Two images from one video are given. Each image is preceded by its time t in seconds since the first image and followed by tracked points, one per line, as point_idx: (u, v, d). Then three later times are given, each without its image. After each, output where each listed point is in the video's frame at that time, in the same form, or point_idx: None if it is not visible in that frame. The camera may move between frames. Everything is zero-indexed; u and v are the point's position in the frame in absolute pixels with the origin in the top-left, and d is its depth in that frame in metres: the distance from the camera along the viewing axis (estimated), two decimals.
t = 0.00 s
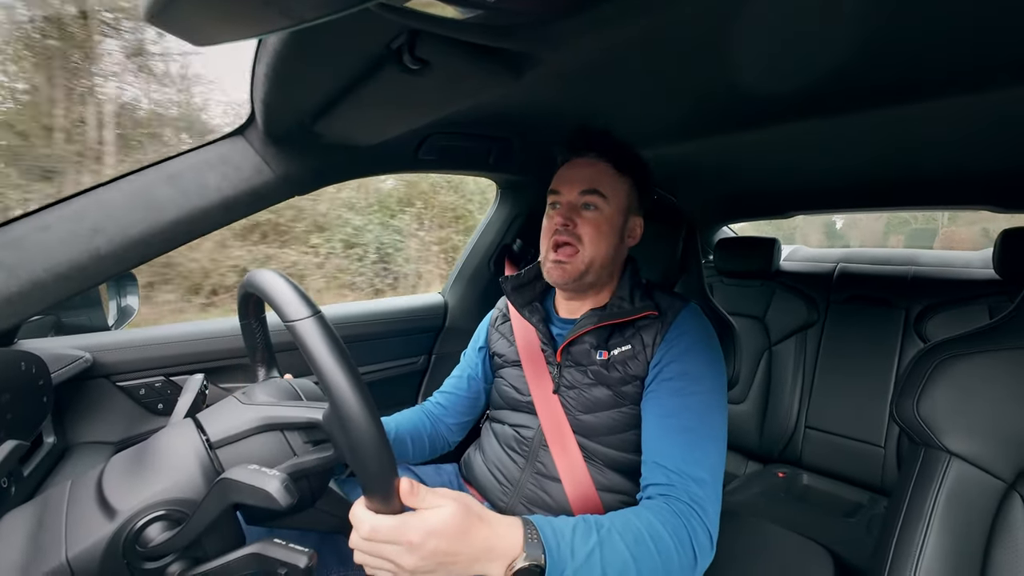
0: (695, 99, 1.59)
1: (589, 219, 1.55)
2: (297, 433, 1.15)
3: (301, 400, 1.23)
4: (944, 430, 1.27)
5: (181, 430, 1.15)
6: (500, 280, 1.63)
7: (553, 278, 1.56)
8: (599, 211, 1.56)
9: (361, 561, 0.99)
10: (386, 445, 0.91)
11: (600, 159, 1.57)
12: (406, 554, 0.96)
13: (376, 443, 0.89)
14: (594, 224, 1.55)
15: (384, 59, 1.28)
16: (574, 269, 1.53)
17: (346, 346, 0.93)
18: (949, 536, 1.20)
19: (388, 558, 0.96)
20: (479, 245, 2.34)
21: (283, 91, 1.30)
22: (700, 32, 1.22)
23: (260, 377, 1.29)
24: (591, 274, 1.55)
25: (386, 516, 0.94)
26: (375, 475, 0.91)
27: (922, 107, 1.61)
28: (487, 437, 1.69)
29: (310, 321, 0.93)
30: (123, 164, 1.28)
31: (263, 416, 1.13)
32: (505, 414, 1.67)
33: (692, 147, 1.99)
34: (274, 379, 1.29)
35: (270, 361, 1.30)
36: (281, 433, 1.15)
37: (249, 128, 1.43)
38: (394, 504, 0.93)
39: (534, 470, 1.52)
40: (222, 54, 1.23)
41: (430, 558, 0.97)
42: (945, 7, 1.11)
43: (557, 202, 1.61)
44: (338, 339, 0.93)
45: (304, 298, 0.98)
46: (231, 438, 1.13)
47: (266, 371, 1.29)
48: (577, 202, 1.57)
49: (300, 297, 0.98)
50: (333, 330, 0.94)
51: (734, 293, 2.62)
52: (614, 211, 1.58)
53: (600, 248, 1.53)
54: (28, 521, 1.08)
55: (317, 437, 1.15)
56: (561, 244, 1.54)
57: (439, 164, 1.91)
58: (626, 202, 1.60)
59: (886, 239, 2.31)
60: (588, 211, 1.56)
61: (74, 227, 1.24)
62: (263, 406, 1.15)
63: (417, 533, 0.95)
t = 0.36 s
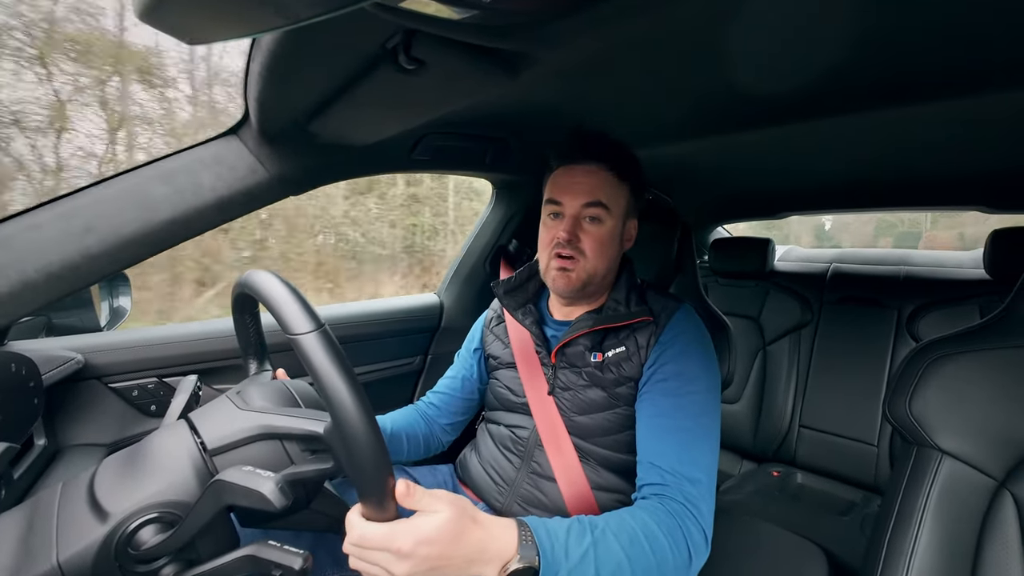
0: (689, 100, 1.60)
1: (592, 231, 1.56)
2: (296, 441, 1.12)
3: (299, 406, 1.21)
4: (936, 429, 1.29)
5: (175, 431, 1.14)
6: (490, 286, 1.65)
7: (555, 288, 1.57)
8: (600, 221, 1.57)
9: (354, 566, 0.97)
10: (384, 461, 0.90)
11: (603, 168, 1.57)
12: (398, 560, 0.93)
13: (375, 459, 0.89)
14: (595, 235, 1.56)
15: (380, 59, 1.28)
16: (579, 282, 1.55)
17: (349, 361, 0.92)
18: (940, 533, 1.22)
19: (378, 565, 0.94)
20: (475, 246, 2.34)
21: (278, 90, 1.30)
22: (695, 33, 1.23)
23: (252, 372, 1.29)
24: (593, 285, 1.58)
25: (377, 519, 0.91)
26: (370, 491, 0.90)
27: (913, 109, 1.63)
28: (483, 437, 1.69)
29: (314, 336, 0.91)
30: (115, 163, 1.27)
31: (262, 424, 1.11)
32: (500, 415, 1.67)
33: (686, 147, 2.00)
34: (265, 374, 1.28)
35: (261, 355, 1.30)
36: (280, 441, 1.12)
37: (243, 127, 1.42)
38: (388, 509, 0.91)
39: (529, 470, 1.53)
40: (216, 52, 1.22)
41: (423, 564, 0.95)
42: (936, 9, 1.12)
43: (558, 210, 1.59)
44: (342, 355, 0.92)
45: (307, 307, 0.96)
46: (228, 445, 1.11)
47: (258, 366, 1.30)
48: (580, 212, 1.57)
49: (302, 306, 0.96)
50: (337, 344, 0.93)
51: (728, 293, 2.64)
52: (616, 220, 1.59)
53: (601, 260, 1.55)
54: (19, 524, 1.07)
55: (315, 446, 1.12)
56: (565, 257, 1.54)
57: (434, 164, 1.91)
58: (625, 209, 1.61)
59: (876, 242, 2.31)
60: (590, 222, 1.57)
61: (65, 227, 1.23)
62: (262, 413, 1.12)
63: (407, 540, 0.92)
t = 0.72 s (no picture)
0: (681, 103, 1.61)
1: (571, 240, 1.55)
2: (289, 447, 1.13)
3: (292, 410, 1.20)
4: (927, 429, 1.30)
5: (167, 435, 1.12)
6: (484, 290, 1.64)
7: (539, 296, 1.59)
8: (581, 229, 1.56)
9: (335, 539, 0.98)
10: (378, 468, 0.91)
11: (581, 176, 1.55)
12: (370, 550, 0.92)
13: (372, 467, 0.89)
14: (576, 244, 1.55)
15: (374, 60, 1.28)
16: (559, 291, 1.55)
17: (346, 369, 0.92)
18: (931, 532, 1.23)
19: (354, 551, 0.94)
20: (469, 248, 2.34)
21: (270, 91, 1.29)
22: (686, 36, 1.24)
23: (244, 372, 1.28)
24: (576, 293, 1.58)
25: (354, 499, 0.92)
26: (365, 496, 0.91)
27: (901, 113, 1.65)
28: (477, 440, 1.69)
29: (310, 343, 0.90)
30: (105, 165, 1.25)
31: (254, 430, 1.09)
32: (494, 419, 1.67)
33: (679, 150, 2.01)
34: (257, 375, 1.27)
35: (252, 354, 1.29)
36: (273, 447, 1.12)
37: (235, 130, 1.41)
38: (380, 492, 0.91)
39: (523, 473, 1.53)
40: (208, 54, 1.21)
41: (396, 559, 0.93)
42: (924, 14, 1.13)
43: (540, 218, 1.59)
44: (338, 362, 0.91)
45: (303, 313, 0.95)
46: (221, 450, 1.09)
47: (251, 366, 1.28)
48: (559, 221, 1.56)
49: (297, 311, 0.95)
50: (333, 351, 0.92)
51: (721, 294, 2.66)
52: (596, 228, 1.57)
53: (583, 269, 1.55)
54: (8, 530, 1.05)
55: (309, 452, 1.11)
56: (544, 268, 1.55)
57: (428, 166, 1.91)
58: (607, 213, 1.59)
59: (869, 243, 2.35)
60: (570, 231, 1.56)
61: (53, 229, 1.22)
62: (256, 419, 1.10)
63: (378, 530, 0.91)
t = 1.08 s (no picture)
0: (672, 104, 1.62)
1: (564, 238, 1.55)
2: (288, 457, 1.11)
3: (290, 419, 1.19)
4: (923, 423, 1.31)
5: (162, 447, 1.12)
6: (479, 293, 1.64)
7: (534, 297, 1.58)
8: (572, 228, 1.56)
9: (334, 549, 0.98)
10: (378, 477, 0.90)
11: (569, 175, 1.56)
12: (372, 559, 0.92)
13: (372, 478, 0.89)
14: (568, 243, 1.55)
15: (366, 65, 1.28)
16: (555, 289, 1.54)
17: (345, 379, 0.91)
18: (929, 526, 1.23)
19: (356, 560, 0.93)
20: (465, 252, 2.34)
21: (263, 98, 1.29)
22: (677, 37, 1.25)
23: (241, 378, 1.28)
24: (571, 292, 1.57)
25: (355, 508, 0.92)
26: (365, 506, 0.91)
27: (889, 112, 1.66)
28: (476, 444, 1.68)
29: (308, 352, 0.90)
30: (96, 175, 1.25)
31: (252, 441, 1.07)
32: (492, 423, 1.66)
33: (672, 151, 2.02)
34: (252, 381, 1.27)
35: (248, 361, 1.29)
36: (271, 458, 1.11)
37: (228, 137, 1.40)
38: (379, 504, 0.91)
39: (523, 475, 1.52)
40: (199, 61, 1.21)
41: (398, 565, 0.93)
42: (910, 12, 1.15)
43: (530, 221, 1.60)
44: (337, 371, 0.91)
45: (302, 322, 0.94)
46: (217, 461, 1.08)
47: (246, 373, 1.28)
48: (550, 220, 1.57)
49: (294, 320, 0.94)
50: (331, 360, 0.92)
51: (716, 294, 2.66)
52: (588, 225, 1.58)
53: (576, 267, 1.54)
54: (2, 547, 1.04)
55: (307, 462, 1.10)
56: (539, 267, 1.54)
57: (422, 171, 1.91)
58: (597, 212, 1.60)
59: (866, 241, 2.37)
60: (562, 229, 1.56)
61: (44, 239, 1.20)
62: (252, 431, 1.08)
63: (380, 537, 0.90)
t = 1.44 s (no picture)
0: (665, 104, 1.62)
1: (557, 239, 1.56)
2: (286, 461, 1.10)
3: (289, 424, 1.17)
4: (918, 418, 1.32)
5: (158, 452, 1.11)
6: (476, 295, 1.65)
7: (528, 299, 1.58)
8: (565, 229, 1.57)
9: (333, 552, 0.97)
10: (377, 481, 0.89)
11: (561, 175, 1.56)
12: (372, 562, 0.91)
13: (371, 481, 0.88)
14: (561, 243, 1.56)
15: (360, 68, 1.28)
16: (550, 290, 1.54)
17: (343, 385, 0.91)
18: (926, 519, 1.24)
19: (356, 565, 0.93)
20: (461, 253, 2.34)
21: (256, 101, 1.28)
22: (670, 36, 1.25)
23: (237, 382, 1.27)
24: (566, 291, 1.57)
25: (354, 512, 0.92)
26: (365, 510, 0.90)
27: (880, 110, 1.68)
28: (475, 446, 1.68)
29: (306, 357, 0.89)
30: (88, 180, 1.24)
31: (251, 446, 1.05)
32: (491, 424, 1.66)
33: (667, 150, 2.03)
34: (249, 385, 1.26)
35: (244, 365, 1.28)
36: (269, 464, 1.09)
37: (221, 140, 1.40)
38: (377, 508, 0.90)
39: (522, 476, 1.52)
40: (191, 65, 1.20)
41: (398, 567, 0.92)
42: (900, 10, 1.16)
43: (523, 223, 1.60)
44: (335, 376, 0.90)
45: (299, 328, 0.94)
46: (216, 468, 1.07)
47: (242, 376, 1.27)
48: (542, 221, 1.57)
49: (291, 324, 0.94)
50: (329, 365, 0.91)
51: (712, 292, 2.67)
52: (580, 225, 1.59)
53: (570, 266, 1.55)
54: None
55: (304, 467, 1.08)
56: (533, 269, 1.54)
57: (417, 172, 1.91)
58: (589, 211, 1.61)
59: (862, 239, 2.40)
60: (555, 230, 1.57)
61: (37, 245, 1.20)
62: (253, 435, 1.07)
63: (379, 540, 0.90)
